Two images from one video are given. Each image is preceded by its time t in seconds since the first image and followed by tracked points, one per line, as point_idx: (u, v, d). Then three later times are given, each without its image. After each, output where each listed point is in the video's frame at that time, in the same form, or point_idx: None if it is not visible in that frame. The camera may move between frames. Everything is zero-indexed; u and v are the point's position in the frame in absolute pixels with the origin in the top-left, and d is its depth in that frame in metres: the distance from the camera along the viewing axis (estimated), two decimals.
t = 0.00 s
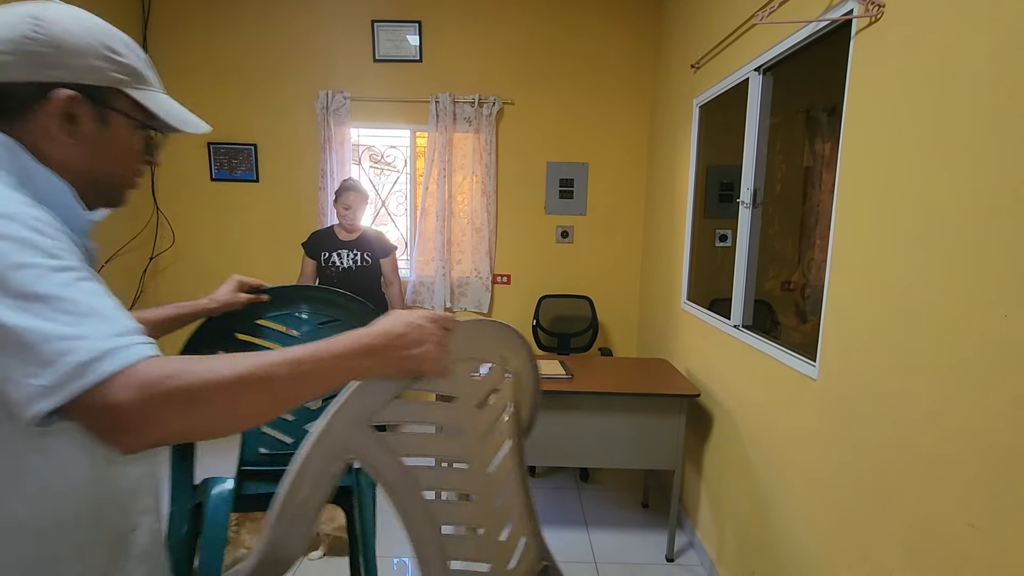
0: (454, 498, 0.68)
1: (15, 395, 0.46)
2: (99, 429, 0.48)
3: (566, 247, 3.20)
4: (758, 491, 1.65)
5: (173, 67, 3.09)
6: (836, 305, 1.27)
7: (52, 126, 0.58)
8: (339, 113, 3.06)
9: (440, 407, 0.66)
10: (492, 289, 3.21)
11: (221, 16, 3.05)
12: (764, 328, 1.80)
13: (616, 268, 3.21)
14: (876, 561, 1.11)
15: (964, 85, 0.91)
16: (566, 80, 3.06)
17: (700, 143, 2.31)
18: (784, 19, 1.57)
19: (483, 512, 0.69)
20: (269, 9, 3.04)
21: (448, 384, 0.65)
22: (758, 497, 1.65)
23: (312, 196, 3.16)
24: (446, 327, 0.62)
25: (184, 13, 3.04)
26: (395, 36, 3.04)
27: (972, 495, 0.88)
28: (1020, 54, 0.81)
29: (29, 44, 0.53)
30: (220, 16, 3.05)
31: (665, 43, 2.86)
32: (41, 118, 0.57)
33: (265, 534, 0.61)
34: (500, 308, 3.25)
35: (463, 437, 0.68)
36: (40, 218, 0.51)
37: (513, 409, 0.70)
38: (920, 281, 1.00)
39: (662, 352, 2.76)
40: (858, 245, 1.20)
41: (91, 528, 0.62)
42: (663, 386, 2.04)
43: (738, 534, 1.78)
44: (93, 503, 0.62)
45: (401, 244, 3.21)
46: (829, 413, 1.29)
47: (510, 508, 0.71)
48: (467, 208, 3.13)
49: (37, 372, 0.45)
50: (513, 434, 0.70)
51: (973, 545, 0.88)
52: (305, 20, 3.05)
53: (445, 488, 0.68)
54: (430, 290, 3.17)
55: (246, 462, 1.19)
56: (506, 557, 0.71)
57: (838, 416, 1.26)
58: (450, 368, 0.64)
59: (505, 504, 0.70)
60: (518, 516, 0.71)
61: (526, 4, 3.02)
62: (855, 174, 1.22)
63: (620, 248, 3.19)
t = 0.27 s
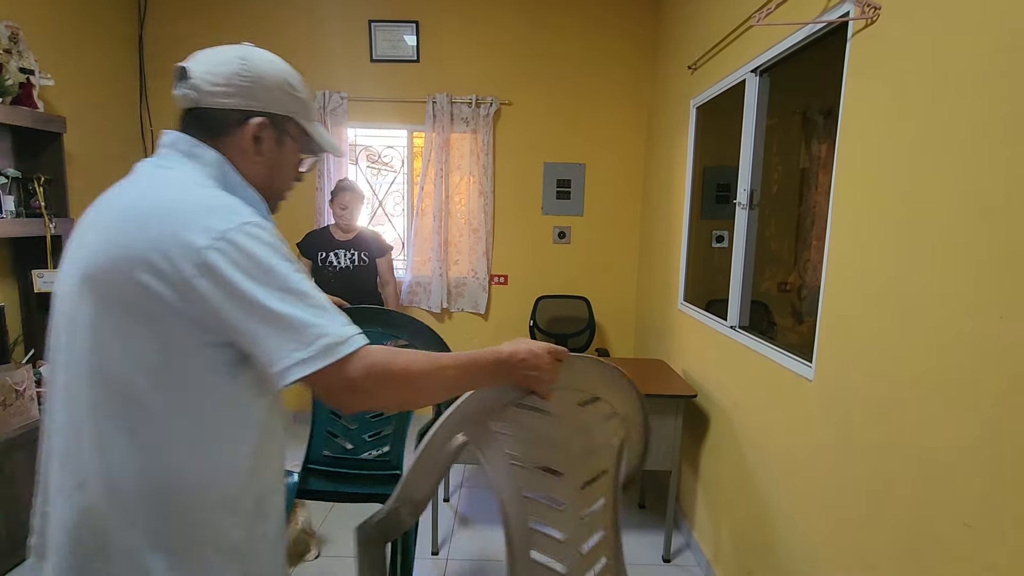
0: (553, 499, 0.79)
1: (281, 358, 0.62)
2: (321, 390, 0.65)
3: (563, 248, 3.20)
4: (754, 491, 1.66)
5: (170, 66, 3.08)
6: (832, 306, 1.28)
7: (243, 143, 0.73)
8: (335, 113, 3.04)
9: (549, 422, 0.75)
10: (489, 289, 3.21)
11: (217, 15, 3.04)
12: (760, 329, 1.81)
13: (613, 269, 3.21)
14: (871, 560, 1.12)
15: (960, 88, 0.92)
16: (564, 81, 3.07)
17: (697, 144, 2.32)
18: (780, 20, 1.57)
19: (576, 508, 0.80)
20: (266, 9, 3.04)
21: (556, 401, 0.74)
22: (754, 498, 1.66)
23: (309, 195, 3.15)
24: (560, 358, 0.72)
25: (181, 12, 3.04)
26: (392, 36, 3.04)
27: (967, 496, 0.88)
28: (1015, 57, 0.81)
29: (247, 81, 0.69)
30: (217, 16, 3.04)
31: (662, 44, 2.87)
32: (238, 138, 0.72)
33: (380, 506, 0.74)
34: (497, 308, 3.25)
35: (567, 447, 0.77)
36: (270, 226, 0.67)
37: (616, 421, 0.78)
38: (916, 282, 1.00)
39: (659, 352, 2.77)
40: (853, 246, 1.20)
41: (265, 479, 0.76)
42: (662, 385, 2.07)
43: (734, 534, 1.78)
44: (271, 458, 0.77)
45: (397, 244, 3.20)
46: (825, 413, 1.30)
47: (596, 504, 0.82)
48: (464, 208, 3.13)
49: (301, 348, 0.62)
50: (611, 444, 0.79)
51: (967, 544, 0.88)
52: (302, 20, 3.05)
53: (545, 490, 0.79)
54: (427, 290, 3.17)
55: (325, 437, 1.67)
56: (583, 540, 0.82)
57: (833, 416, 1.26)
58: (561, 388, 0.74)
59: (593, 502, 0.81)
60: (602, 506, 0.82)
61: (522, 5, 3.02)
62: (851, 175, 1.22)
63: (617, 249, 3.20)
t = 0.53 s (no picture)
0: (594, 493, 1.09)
1: (380, 330, 0.80)
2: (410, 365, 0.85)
3: (559, 248, 3.19)
4: (750, 492, 1.66)
5: (164, 65, 3.06)
6: (829, 307, 1.28)
7: (319, 148, 0.90)
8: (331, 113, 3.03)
9: (597, 436, 1.07)
10: (485, 290, 3.20)
11: (212, 14, 3.02)
12: (756, 330, 1.81)
13: (609, 269, 3.21)
14: (866, 561, 1.12)
15: (955, 89, 0.92)
16: (561, 81, 3.06)
17: (693, 144, 2.32)
18: (777, 21, 1.57)
19: (614, 504, 1.10)
20: (261, 7, 3.02)
21: (603, 420, 1.06)
22: (750, 498, 1.66)
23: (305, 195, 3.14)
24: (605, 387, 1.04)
25: (175, 10, 3.02)
26: (388, 35, 3.03)
27: (962, 497, 0.88)
28: (1010, 58, 0.81)
29: (330, 99, 0.87)
30: (211, 14, 3.02)
31: (659, 44, 2.86)
32: (317, 146, 0.90)
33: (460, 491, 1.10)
34: (494, 308, 3.24)
35: (610, 456, 1.08)
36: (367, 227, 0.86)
37: (653, 440, 1.08)
38: (910, 283, 1.00)
39: (656, 353, 2.77)
40: (849, 246, 1.20)
41: (341, 427, 0.93)
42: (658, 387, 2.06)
43: (730, 535, 1.78)
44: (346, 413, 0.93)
45: (394, 244, 3.20)
46: (820, 414, 1.30)
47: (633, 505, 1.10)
48: (461, 208, 3.12)
49: (398, 326, 0.81)
50: (648, 458, 1.09)
51: (960, 544, 0.88)
52: (298, 18, 3.03)
53: (589, 487, 1.09)
54: (423, 290, 3.17)
55: (365, 456, 1.59)
56: (622, 535, 1.11)
57: (829, 417, 1.26)
58: (603, 408, 1.06)
59: (629, 501, 1.10)
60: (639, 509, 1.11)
61: (519, 4, 3.01)
62: (847, 176, 1.22)
63: (614, 249, 3.20)
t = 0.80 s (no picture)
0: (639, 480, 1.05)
1: (449, 336, 0.86)
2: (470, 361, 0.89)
3: (557, 248, 3.19)
4: (747, 491, 1.66)
5: (159, 63, 3.04)
6: (826, 306, 1.28)
7: (379, 167, 0.95)
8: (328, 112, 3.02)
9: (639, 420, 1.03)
10: (482, 289, 3.20)
11: (207, 12, 3.00)
12: (753, 329, 1.81)
13: (606, 269, 3.21)
14: (863, 560, 1.12)
15: (952, 89, 0.92)
16: (558, 80, 3.06)
17: (691, 144, 2.32)
18: (774, 21, 1.57)
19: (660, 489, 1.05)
20: (257, 5, 3.00)
21: (645, 406, 1.03)
22: (747, 498, 1.66)
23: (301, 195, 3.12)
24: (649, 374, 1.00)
25: (170, 8, 3.00)
26: (384, 34, 3.02)
27: (960, 497, 0.88)
28: (1008, 58, 0.81)
29: (393, 125, 0.93)
30: (207, 12, 3.01)
31: (657, 44, 2.86)
32: (378, 165, 0.95)
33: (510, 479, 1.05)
34: (491, 308, 3.24)
35: (653, 442, 1.04)
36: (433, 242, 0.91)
37: (697, 425, 1.04)
38: (907, 283, 1.01)
39: (653, 352, 2.77)
40: (846, 246, 1.20)
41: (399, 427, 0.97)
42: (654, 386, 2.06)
43: (728, 534, 1.78)
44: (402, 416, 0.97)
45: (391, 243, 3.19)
46: (817, 413, 1.30)
47: (678, 489, 1.06)
48: (458, 208, 3.10)
49: (464, 331, 0.87)
50: (690, 443, 1.05)
51: (957, 543, 0.89)
52: (294, 16, 3.02)
53: (632, 474, 1.05)
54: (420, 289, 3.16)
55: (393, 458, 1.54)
56: (666, 520, 1.06)
57: (826, 417, 1.26)
58: (646, 398, 1.02)
59: (674, 488, 1.05)
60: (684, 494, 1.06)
61: (516, 3, 3.00)
62: (845, 175, 1.22)
63: (611, 248, 3.20)
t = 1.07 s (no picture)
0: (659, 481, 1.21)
1: (514, 348, 0.95)
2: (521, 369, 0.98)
3: (555, 246, 3.19)
4: (745, 490, 1.66)
5: (155, 61, 3.03)
6: (823, 304, 1.28)
7: (447, 182, 1.07)
8: (325, 110, 3.01)
9: (658, 433, 1.17)
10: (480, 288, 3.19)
11: (203, 10, 2.99)
12: (751, 328, 1.81)
13: (604, 268, 3.21)
14: (859, 558, 1.13)
15: (950, 87, 0.92)
16: (556, 79, 3.05)
17: (688, 143, 2.32)
18: (771, 20, 1.56)
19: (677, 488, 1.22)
20: (254, 3, 2.99)
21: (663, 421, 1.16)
22: (745, 496, 1.66)
23: (298, 194, 3.11)
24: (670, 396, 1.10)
25: (166, 6, 2.99)
26: (381, 32, 3.01)
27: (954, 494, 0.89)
28: (1004, 57, 0.81)
29: (464, 147, 1.06)
30: (203, 10, 2.99)
31: (654, 42, 2.86)
32: (447, 180, 1.07)
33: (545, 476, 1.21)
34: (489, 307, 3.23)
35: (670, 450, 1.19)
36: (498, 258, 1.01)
37: (709, 434, 1.19)
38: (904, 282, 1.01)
39: (650, 351, 2.77)
40: (844, 244, 1.21)
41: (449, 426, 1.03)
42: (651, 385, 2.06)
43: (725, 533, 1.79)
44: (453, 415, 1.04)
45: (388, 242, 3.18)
46: (814, 412, 1.30)
47: (692, 489, 1.23)
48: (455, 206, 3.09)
49: (525, 340, 0.96)
50: (704, 450, 1.20)
51: (954, 541, 0.89)
52: (290, 14, 3.01)
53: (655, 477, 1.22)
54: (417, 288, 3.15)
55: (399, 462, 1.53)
56: (683, 514, 1.25)
57: (823, 416, 1.27)
58: (670, 414, 1.15)
59: (691, 488, 1.23)
60: (697, 493, 1.23)
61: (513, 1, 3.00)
62: (842, 174, 1.22)
63: (609, 247, 3.19)
